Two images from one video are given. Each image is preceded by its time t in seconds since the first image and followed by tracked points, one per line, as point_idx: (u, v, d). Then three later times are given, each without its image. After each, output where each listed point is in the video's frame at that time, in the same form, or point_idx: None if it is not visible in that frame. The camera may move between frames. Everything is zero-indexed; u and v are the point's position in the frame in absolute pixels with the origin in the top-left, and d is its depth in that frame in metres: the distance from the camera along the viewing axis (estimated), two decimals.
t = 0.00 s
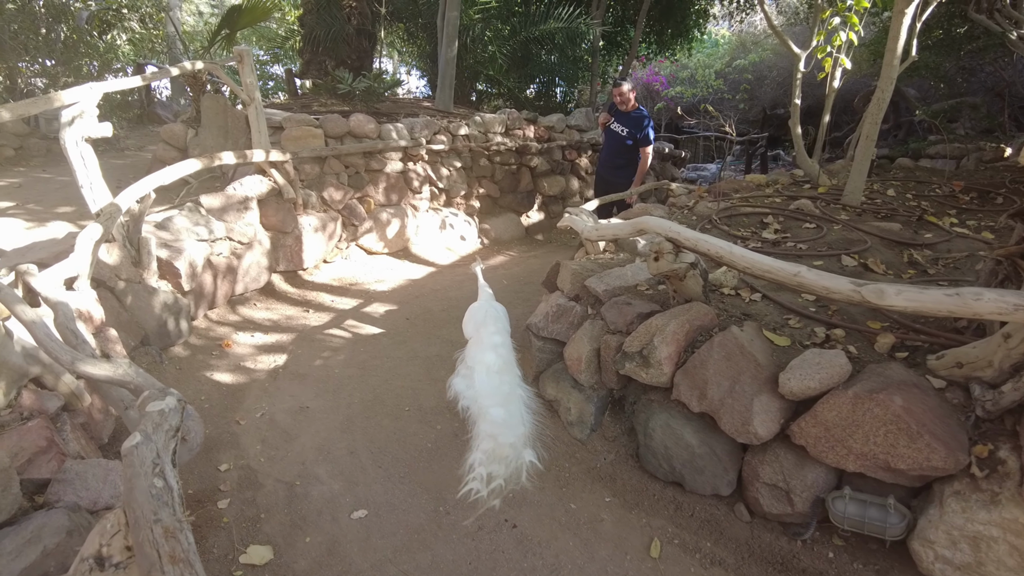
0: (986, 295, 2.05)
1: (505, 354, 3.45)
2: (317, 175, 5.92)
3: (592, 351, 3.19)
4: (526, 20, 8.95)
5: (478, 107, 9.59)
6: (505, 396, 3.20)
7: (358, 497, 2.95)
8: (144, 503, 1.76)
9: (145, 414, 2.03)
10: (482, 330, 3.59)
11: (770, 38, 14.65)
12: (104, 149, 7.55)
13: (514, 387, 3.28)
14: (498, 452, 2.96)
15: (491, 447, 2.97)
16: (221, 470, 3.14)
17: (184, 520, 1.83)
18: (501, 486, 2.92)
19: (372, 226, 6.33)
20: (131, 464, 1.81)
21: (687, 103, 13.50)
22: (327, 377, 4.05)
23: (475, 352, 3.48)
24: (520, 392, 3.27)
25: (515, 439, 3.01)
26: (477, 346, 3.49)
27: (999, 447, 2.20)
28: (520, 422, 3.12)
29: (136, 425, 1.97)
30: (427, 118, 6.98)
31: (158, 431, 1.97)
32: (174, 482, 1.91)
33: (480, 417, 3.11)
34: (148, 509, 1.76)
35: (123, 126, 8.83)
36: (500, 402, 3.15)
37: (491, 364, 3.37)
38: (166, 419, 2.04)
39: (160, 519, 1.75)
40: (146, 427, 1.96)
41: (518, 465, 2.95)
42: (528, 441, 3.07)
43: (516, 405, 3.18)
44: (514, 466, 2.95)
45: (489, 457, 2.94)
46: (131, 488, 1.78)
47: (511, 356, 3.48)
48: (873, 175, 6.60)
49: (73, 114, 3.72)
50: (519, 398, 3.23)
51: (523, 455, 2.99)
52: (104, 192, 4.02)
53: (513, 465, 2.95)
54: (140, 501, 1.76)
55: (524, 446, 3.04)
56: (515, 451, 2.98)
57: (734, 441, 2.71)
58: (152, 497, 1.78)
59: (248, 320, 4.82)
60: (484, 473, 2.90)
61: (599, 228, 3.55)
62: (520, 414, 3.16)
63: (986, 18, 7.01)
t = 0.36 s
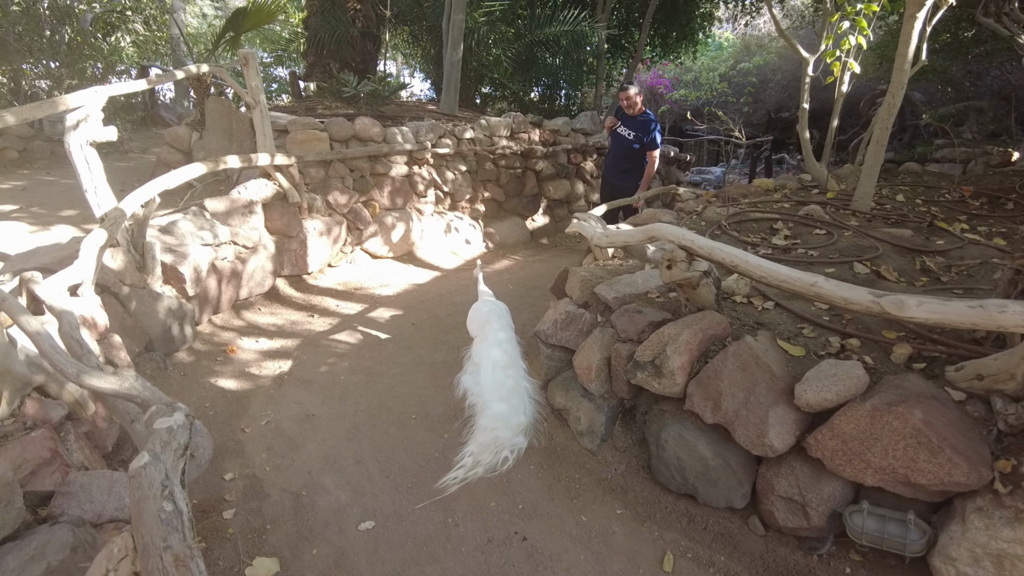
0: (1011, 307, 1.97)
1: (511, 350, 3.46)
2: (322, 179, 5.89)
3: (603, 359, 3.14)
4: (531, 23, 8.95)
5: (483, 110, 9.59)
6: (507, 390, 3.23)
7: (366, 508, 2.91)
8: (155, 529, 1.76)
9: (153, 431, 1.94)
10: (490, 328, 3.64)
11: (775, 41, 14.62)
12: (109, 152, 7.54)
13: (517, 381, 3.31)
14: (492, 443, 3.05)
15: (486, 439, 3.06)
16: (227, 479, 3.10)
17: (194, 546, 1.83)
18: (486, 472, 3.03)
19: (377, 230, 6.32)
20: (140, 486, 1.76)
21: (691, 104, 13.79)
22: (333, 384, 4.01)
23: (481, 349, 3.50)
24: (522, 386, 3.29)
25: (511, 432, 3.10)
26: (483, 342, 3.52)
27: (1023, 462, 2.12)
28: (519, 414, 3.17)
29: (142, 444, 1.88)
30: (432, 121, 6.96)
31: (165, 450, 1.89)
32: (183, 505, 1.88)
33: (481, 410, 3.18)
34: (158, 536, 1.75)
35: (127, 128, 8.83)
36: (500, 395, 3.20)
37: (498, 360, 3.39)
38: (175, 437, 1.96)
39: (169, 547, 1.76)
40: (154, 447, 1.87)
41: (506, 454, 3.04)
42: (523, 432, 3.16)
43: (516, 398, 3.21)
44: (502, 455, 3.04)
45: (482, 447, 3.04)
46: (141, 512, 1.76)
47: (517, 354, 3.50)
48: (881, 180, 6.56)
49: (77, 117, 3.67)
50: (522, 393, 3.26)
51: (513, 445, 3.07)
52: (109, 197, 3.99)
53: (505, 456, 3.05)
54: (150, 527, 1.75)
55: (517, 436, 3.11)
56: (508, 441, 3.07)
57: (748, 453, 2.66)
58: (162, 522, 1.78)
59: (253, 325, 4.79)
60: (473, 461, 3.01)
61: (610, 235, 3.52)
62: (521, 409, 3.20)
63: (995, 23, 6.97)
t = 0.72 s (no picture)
0: None
1: (518, 342, 3.58)
2: (325, 185, 5.83)
3: (614, 372, 3.06)
4: (536, 28, 8.90)
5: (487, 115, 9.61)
6: (526, 369, 3.32)
7: (370, 525, 2.83)
8: (149, 570, 1.71)
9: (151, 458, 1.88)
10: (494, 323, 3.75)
11: (779, 46, 14.59)
12: (110, 157, 7.48)
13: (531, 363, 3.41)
14: (530, 413, 3.11)
15: (519, 410, 3.13)
16: (228, 495, 3.02)
17: None
18: (539, 442, 3.11)
19: (381, 237, 6.26)
20: (136, 521, 1.71)
21: (693, 110, 14.10)
22: (336, 395, 3.94)
23: (487, 343, 3.61)
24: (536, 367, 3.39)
25: (542, 400, 3.14)
26: (490, 336, 3.63)
27: None
28: (546, 387, 3.23)
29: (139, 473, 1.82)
30: (436, 127, 6.91)
31: (163, 481, 1.83)
32: (180, 541, 1.83)
33: (506, 390, 3.22)
34: None
35: (130, 133, 8.79)
36: (521, 374, 3.28)
37: (508, 350, 3.50)
38: (173, 466, 1.90)
39: None
40: (151, 476, 1.81)
41: (552, 423, 3.10)
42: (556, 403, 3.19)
43: (537, 374, 3.30)
44: (548, 422, 3.10)
45: (520, 418, 3.11)
46: (136, 551, 1.71)
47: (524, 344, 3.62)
48: (890, 187, 6.49)
49: (77, 123, 3.60)
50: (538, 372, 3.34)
51: (554, 413, 3.12)
52: (109, 203, 3.91)
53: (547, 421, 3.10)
54: (146, 567, 1.71)
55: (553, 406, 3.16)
56: (548, 409, 3.12)
57: (766, 471, 2.57)
58: (159, 562, 1.73)
59: (255, 333, 4.72)
60: (521, 432, 3.10)
61: (620, 245, 3.45)
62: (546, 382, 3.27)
63: (1003, 29, 6.90)
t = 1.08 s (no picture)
0: None
1: (511, 337, 3.70)
2: (326, 189, 5.76)
3: (624, 382, 2.99)
4: (538, 29, 8.86)
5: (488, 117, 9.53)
6: (514, 366, 3.46)
7: (375, 540, 2.76)
8: None
9: (152, 485, 1.78)
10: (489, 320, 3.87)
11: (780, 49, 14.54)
12: (109, 158, 7.40)
13: (522, 359, 3.54)
14: (511, 409, 3.27)
15: (501, 406, 3.28)
16: (228, 508, 2.94)
17: None
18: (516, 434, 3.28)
19: (382, 241, 6.18)
20: (137, 557, 1.60)
21: (694, 112, 14.18)
22: (338, 403, 3.86)
23: (483, 342, 3.67)
24: (526, 362, 3.53)
25: (526, 397, 3.30)
26: (487, 336, 3.70)
27: None
28: (531, 384, 3.38)
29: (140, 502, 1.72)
30: (438, 130, 6.85)
31: (165, 512, 1.73)
32: None
33: (493, 386, 3.38)
34: None
35: (128, 134, 8.70)
36: (509, 371, 3.42)
37: (500, 346, 3.62)
38: (176, 494, 1.80)
39: None
40: (153, 506, 1.71)
41: (531, 417, 3.25)
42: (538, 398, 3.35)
43: (524, 371, 3.44)
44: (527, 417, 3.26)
45: (499, 413, 3.27)
46: None
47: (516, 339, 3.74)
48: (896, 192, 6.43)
49: (75, 125, 3.52)
50: (528, 369, 3.48)
51: (534, 408, 3.27)
52: (107, 207, 3.82)
53: (527, 417, 3.26)
54: None
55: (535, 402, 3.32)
56: (527, 406, 3.28)
57: (782, 485, 2.51)
58: None
59: (254, 339, 4.64)
60: (497, 425, 3.26)
61: (630, 252, 3.40)
62: (532, 380, 3.42)
63: (1007, 32, 6.86)
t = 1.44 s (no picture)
0: None
1: (508, 336, 3.80)
2: (331, 194, 5.73)
3: (638, 393, 2.97)
4: (540, 34, 8.82)
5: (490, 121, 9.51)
6: (502, 365, 3.60)
7: (388, 552, 2.74)
8: None
9: (178, 510, 1.75)
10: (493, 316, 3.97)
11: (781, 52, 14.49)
12: (110, 161, 7.36)
13: (512, 359, 3.67)
14: (491, 403, 3.51)
15: (481, 400, 3.52)
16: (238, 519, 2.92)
17: None
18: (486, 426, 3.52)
19: (386, 246, 6.16)
20: None
21: (694, 116, 14.54)
22: (346, 412, 3.84)
23: (483, 335, 3.82)
24: (515, 362, 3.67)
25: (505, 394, 3.53)
26: (487, 331, 3.83)
27: None
28: (513, 383, 3.58)
29: (168, 531, 1.69)
30: (443, 134, 6.84)
31: (196, 540, 1.71)
32: None
33: (477, 379, 3.58)
34: None
35: (128, 136, 8.65)
36: (497, 370, 3.57)
37: (497, 342, 3.73)
38: (204, 520, 1.77)
39: None
40: (182, 534, 1.69)
41: (502, 412, 3.49)
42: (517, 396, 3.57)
43: (510, 371, 3.60)
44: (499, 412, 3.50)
45: (476, 406, 3.52)
46: None
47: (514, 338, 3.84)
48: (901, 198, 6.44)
49: (81, 132, 3.47)
50: (516, 370, 3.64)
51: (508, 404, 3.51)
52: (114, 214, 3.78)
53: (501, 412, 3.50)
54: None
55: (511, 398, 3.54)
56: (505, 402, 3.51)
57: (799, 499, 2.49)
58: None
59: (260, 345, 4.61)
60: (470, 416, 3.50)
61: (643, 261, 3.41)
62: (516, 377, 3.62)
63: (1011, 38, 6.87)
